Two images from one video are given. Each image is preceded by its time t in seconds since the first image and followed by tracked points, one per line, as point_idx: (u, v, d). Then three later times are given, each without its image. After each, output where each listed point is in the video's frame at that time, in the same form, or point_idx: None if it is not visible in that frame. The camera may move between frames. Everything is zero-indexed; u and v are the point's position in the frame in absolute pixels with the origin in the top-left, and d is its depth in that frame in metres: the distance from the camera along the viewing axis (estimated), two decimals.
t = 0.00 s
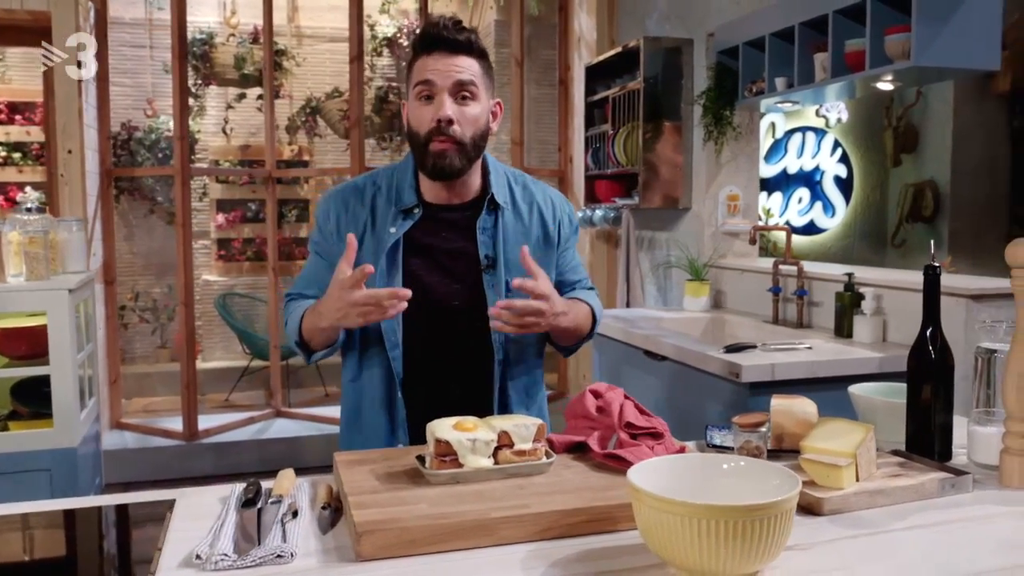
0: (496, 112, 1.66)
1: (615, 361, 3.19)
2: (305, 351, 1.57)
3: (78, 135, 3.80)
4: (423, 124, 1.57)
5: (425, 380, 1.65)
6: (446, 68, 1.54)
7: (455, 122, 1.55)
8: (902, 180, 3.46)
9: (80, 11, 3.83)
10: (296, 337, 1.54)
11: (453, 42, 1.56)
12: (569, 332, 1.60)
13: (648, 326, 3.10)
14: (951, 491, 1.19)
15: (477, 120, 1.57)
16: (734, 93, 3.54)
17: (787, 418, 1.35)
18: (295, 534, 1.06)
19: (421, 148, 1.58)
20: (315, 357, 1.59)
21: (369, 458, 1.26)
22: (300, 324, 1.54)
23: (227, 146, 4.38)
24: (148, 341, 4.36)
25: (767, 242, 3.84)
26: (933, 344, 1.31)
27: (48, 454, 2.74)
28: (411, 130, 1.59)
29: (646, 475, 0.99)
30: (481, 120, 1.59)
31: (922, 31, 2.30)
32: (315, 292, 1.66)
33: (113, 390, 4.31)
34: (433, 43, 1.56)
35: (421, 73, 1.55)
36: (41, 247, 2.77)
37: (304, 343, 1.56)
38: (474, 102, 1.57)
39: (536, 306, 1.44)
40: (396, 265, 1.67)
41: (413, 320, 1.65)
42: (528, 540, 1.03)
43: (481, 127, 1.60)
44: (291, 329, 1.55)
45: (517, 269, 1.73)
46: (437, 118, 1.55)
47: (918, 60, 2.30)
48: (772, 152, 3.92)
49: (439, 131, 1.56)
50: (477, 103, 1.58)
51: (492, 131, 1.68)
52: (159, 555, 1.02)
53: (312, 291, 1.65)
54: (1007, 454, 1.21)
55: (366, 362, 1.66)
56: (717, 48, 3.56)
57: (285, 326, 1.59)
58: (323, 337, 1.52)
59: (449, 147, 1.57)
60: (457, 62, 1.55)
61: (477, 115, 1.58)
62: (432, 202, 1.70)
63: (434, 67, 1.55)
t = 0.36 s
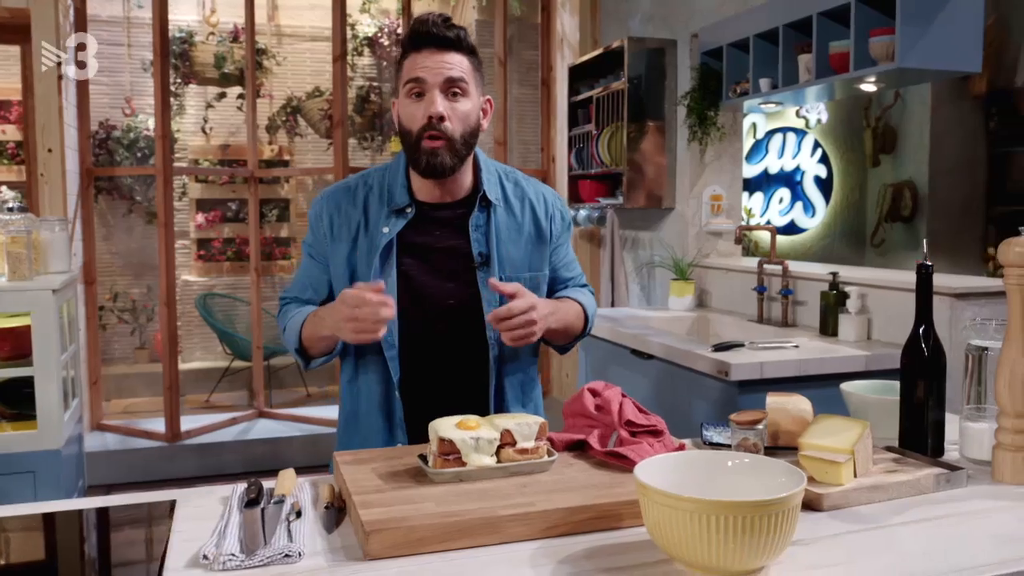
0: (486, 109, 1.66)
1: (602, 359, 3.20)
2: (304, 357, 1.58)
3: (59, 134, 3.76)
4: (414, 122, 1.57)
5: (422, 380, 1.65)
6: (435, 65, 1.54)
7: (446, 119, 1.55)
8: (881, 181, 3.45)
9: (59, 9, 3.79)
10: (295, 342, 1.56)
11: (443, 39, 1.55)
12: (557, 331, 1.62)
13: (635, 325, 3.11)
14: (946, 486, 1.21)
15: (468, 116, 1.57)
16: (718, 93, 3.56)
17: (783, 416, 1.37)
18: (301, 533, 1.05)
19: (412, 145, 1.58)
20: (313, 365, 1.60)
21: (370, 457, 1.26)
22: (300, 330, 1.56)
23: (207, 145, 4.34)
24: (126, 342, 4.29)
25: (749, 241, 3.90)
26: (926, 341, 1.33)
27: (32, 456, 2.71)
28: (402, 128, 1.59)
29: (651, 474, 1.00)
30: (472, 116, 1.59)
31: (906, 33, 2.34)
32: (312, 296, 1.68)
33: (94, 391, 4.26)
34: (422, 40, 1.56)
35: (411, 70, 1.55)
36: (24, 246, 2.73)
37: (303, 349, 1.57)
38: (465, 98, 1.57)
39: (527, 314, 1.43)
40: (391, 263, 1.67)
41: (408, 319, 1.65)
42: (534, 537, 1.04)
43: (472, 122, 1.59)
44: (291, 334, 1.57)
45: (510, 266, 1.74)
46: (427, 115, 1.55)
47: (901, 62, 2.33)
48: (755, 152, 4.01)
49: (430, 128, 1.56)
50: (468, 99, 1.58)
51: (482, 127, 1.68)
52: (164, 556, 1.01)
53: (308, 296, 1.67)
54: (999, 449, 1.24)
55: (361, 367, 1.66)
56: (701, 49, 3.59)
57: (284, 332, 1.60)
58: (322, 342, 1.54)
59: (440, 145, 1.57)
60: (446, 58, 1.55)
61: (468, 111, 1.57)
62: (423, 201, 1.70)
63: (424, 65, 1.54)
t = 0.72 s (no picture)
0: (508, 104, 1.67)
1: (596, 359, 3.22)
2: (320, 352, 1.60)
3: (47, 134, 3.73)
4: (437, 100, 1.57)
5: (435, 371, 1.68)
6: (461, 48, 1.56)
7: (470, 97, 1.55)
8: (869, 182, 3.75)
9: (48, 8, 3.76)
10: (313, 336, 1.58)
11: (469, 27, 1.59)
12: (566, 337, 1.62)
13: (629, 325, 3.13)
14: (947, 482, 1.23)
15: (492, 98, 1.58)
16: (709, 94, 3.58)
17: (784, 414, 1.39)
18: (312, 531, 1.06)
19: (435, 123, 1.58)
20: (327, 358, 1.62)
21: (377, 456, 1.27)
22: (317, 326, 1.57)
23: (195, 145, 4.32)
24: (113, 343, 4.27)
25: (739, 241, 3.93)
26: (925, 340, 1.35)
27: (24, 458, 2.68)
28: (424, 109, 1.60)
29: (659, 471, 1.01)
30: (496, 101, 1.60)
31: (898, 35, 2.37)
32: (328, 291, 1.71)
33: (82, 393, 4.23)
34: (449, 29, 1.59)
35: (437, 54, 1.58)
36: (16, 247, 2.71)
37: (319, 343, 1.59)
38: (488, 83, 1.59)
39: (523, 310, 1.44)
40: (407, 256, 1.69)
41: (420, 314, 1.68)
42: (545, 535, 1.05)
43: (495, 107, 1.60)
44: (308, 328, 1.58)
45: (526, 264, 1.75)
46: (451, 93, 1.56)
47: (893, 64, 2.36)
48: (743, 153, 3.89)
49: (453, 105, 1.56)
50: (492, 85, 1.59)
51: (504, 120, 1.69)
52: (177, 556, 1.01)
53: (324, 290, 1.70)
54: (998, 445, 1.26)
55: (377, 360, 1.69)
56: (693, 51, 3.61)
57: (302, 325, 1.61)
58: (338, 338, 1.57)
59: (462, 122, 1.57)
60: (472, 44, 1.57)
61: (491, 94, 1.58)
62: (444, 193, 1.73)
63: (450, 48, 1.57)
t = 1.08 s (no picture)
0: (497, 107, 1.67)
1: (583, 359, 3.24)
2: (321, 358, 1.60)
3: (30, 134, 3.69)
4: (426, 115, 1.58)
5: (429, 371, 1.69)
6: (449, 60, 1.56)
7: (458, 114, 1.57)
8: (850, 182, 3.74)
9: (30, 6, 3.73)
10: (318, 340, 1.58)
11: (457, 35, 1.57)
12: (554, 337, 1.63)
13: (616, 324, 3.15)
14: (937, 476, 1.26)
15: (480, 111, 1.59)
16: (695, 95, 3.61)
17: (776, 410, 1.41)
18: (316, 530, 1.07)
19: (424, 137, 1.60)
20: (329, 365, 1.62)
21: (376, 455, 1.27)
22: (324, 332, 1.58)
23: (177, 144, 4.29)
24: (95, 344, 4.24)
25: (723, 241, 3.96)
26: (914, 337, 1.37)
27: (10, 461, 2.66)
28: (414, 121, 1.61)
29: (661, 467, 1.03)
30: (484, 112, 1.61)
31: (882, 37, 2.40)
32: (323, 297, 1.71)
33: (65, 395, 4.19)
34: (437, 35, 1.58)
35: (424, 65, 1.57)
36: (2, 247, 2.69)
37: (323, 349, 1.59)
38: (476, 94, 1.59)
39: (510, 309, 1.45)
40: (398, 261, 1.68)
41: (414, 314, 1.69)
42: (547, 530, 1.06)
43: (484, 118, 1.61)
44: (313, 333, 1.58)
45: (516, 265, 1.77)
46: (440, 109, 1.57)
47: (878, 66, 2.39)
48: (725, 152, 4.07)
49: (441, 121, 1.58)
50: (480, 95, 1.59)
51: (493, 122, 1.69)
52: (180, 556, 1.02)
53: (319, 296, 1.71)
54: (986, 440, 1.29)
55: (374, 365, 1.69)
56: (678, 52, 3.64)
57: (302, 332, 1.62)
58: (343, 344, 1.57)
59: (451, 138, 1.59)
60: (460, 54, 1.57)
61: (480, 106, 1.59)
62: (433, 197, 1.72)
63: (437, 59, 1.56)
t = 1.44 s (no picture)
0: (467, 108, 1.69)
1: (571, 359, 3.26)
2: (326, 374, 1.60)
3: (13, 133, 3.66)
4: (398, 123, 1.60)
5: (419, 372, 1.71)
6: (416, 66, 1.57)
7: (429, 119, 1.58)
8: (832, 183, 3.91)
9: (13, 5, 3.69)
10: (323, 356, 1.58)
11: (420, 40, 1.59)
12: (527, 334, 1.65)
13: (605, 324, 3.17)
14: (928, 470, 1.29)
15: (451, 115, 1.60)
16: (681, 96, 3.64)
17: (769, 407, 1.43)
18: (321, 527, 1.08)
19: (397, 146, 1.61)
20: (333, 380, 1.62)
21: (376, 453, 1.28)
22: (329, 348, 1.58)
23: (159, 144, 4.26)
24: (77, 345, 4.20)
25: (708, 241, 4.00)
26: (904, 335, 1.40)
27: None
28: (386, 131, 1.62)
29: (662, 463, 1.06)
30: (455, 114, 1.62)
31: (867, 39, 2.44)
32: (310, 306, 1.70)
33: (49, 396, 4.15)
34: (401, 43, 1.59)
35: (391, 74, 1.58)
36: None
37: (327, 364, 1.59)
38: (446, 97, 1.60)
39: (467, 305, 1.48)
40: (384, 267, 1.71)
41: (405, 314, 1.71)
42: (550, 526, 1.07)
43: (455, 121, 1.62)
44: (318, 350, 1.58)
45: (498, 262, 1.78)
46: (410, 116, 1.58)
47: (863, 68, 2.44)
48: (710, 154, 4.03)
49: (413, 128, 1.59)
50: (449, 98, 1.61)
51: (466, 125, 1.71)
52: (187, 554, 1.02)
53: (306, 305, 1.70)
54: (975, 435, 1.32)
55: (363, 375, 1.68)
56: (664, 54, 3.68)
57: (303, 348, 1.61)
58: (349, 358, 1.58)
59: (425, 145, 1.60)
60: (425, 59, 1.58)
61: (451, 110, 1.61)
62: (413, 201, 1.74)
63: (404, 67, 1.58)
